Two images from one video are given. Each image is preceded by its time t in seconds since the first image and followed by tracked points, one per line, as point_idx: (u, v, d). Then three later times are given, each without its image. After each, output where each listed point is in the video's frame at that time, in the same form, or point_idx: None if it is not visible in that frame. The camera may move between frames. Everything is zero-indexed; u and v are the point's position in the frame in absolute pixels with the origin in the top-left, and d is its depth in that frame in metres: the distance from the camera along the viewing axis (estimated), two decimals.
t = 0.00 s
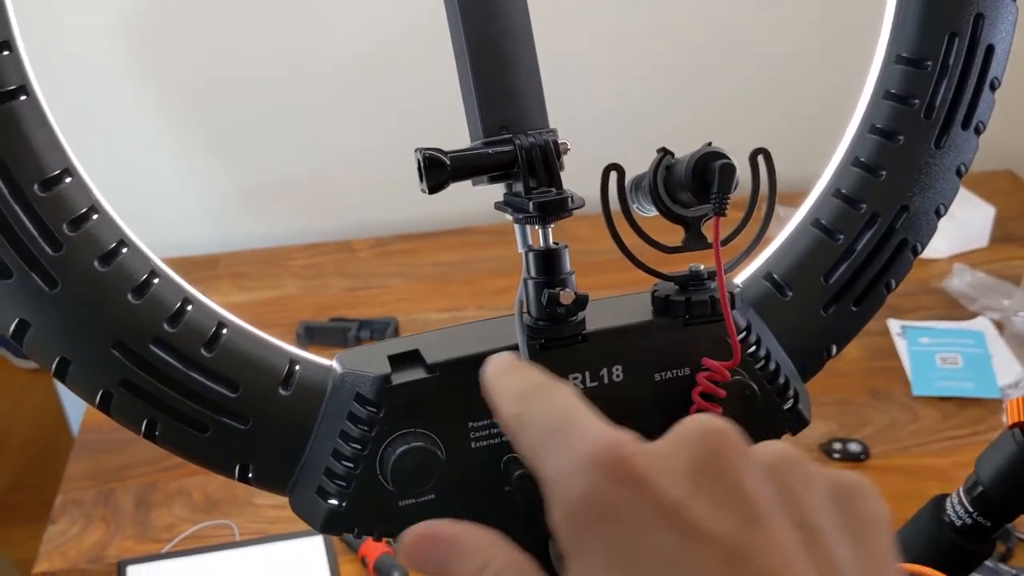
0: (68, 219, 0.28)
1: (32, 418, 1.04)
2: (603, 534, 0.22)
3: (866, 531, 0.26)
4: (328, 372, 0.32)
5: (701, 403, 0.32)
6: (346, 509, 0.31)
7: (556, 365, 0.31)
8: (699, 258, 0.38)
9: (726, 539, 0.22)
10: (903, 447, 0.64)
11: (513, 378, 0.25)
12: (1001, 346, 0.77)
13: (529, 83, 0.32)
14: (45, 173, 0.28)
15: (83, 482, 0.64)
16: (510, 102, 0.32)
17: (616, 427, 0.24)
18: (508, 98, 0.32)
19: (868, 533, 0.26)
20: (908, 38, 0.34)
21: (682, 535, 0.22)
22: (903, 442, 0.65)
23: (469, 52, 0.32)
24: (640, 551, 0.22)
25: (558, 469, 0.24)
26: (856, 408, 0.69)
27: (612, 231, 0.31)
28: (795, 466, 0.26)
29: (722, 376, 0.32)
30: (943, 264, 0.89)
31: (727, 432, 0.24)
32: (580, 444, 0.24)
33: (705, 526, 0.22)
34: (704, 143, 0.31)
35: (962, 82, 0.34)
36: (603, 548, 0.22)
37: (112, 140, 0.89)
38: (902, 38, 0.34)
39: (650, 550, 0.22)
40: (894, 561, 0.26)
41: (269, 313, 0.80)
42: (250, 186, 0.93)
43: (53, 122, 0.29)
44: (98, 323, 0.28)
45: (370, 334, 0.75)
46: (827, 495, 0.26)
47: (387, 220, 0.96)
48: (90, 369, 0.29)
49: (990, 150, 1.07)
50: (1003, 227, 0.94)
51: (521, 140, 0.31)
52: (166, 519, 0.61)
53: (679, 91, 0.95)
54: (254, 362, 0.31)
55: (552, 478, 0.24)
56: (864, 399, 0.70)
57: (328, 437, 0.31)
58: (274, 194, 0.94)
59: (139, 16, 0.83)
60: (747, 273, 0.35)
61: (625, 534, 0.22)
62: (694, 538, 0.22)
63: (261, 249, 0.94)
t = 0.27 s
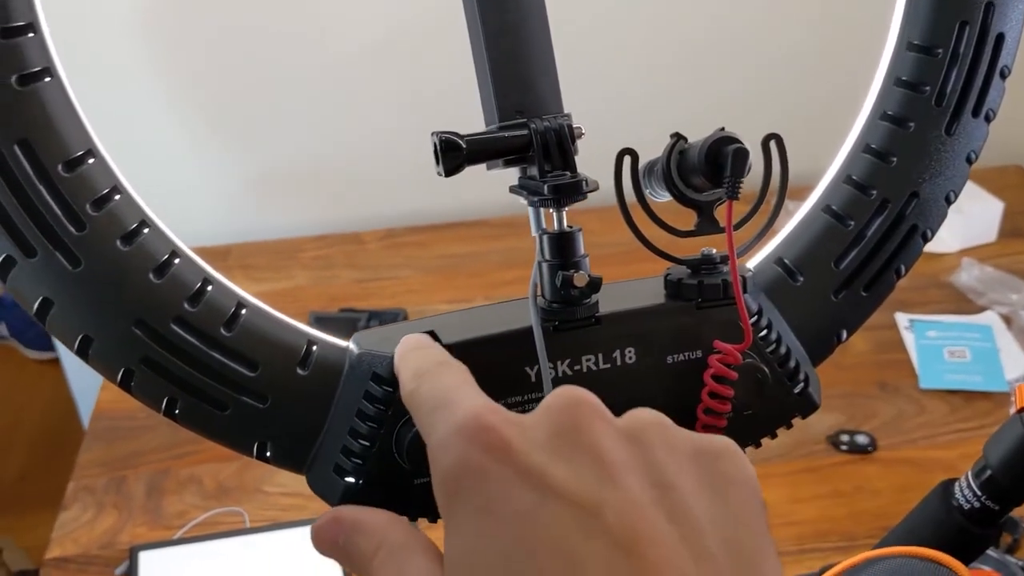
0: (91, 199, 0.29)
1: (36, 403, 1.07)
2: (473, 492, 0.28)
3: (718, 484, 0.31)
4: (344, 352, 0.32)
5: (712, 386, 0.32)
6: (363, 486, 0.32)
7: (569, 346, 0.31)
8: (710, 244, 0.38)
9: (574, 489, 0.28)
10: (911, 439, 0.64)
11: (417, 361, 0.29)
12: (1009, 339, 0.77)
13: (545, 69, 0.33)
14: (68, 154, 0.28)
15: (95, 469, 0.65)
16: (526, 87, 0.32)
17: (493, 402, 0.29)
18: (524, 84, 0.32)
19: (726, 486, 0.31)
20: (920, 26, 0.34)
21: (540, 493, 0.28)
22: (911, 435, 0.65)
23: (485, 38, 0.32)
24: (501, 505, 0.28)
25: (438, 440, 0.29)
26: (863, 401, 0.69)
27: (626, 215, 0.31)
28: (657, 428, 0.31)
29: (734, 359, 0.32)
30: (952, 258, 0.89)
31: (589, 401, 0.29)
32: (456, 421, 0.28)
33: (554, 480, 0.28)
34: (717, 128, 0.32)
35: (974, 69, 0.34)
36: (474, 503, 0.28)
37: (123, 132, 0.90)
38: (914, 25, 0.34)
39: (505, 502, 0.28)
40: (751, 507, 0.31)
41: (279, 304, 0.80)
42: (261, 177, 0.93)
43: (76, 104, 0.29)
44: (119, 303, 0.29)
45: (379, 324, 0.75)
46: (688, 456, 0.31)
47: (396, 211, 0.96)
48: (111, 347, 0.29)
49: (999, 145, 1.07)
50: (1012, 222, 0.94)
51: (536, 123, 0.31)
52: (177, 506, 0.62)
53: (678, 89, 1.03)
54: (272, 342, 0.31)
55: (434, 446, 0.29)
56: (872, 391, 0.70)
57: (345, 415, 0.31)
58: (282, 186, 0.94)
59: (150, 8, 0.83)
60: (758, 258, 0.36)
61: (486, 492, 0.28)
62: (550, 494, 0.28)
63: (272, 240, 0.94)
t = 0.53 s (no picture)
0: (125, 200, 0.29)
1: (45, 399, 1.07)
2: (502, 476, 0.29)
3: (740, 482, 0.31)
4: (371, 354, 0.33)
5: (737, 390, 0.33)
6: (389, 487, 0.32)
7: (596, 349, 0.32)
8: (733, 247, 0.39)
9: (599, 474, 0.29)
10: (925, 441, 0.64)
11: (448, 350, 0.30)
12: None
13: (573, 72, 0.33)
14: (103, 155, 0.29)
15: (110, 464, 0.66)
16: (554, 91, 0.32)
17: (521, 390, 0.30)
18: (552, 87, 0.32)
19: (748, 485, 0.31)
20: (948, 31, 0.34)
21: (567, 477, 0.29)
22: (926, 437, 0.65)
23: (514, 41, 0.32)
24: (530, 489, 0.28)
25: (468, 425, 0.29)
26: (878, 402, 0.69)
27: (653, 218, 0.32)
28: (680, 423, 0.31)
29: (759, 363, 0.32)
30: (967, 259, 0.89)
31: (617, 394, 0.30)
32: (487, 406, 0.29)
33: (580, 465, 0.29)
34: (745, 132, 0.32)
35: (1002, 75, 0.34)
36: (503, 487, 0.28)
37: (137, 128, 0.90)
38: (942, 31, 0.34)
39: (531, 487, 0.28)
40: (771, 507, 0.31)
41: (293, 299, 0.81)
42: (275, 173, 0.93)
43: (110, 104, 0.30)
44: (152, 304, 0.29)
45: (393, 321, 0.75)
46: (712, 452, 0.31)
47: (409, 207, 0.97)
48: (142, 347, 0.30)
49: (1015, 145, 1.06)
50: None
51: (565, 127, 0.31)
52: (192, 501, 0.62)
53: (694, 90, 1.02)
54: (301, 343, 0.32)
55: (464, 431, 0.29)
56: (886, 392, 0.70)
57: (372, 416, 0.32)
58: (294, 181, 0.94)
59: (166, 3, 0.84)
60: (783, 262, 0.36)
61: (514, 475, 0.28)
62: (577, 479, 0.29)
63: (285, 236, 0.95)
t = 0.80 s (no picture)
0: (130, 207, 0.29)
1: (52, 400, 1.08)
2: (475, 406, 0.27)
3: (725, 414, 0.29)
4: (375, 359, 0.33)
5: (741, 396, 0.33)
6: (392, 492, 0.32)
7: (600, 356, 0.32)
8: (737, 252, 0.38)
9: (573, 401, 0.27)
10: (929, 444, 0.64)
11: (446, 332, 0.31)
12: None
13: (578, 78, 0.33)
14: (108, 162, 0.29)
15: (114, 463, 0.66)
16: (559, 97, 0.33)
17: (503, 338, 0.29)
18: (557, 93, 0.33)
19: (730, 416, 0.28)
20: (952, 38, 0.34)
21: (540, 405, 0.27)
22: (930, 439, 0.65)
23: (519, 47, 0.32)
24: (502, 414, 0.27)
25: (448, 371, 0.29)
26: (882, 405, 0.69)
27: (656, 224, 0.32)
28: (657, 360, 0.29)
29: (763, 369, 0.32)
30: (972, 261, 0.88)
31: (590, 331, 0.29)
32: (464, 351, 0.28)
33: (554, 392, 0.27)
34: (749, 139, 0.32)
35: (1006, 81, 0.34)
36: (476, 417, 0.27)
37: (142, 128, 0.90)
38: (946, 38, 0.34)
39: (505, 413, 0.27)
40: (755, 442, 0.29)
41: (298, 300, 0.81)
42: (281, 173, 0.94)
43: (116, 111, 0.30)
44: (157, 310, 0.29)
45: (397, 322, 0.75)
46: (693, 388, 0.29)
47: (413, 208, 0.97)
48: (147, 352, 0.30)
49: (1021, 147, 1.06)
50: None
51: (569, 134, 0.31)
52: (195, 501, 0.63)
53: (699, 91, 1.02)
54: (305, 348, 0.32)
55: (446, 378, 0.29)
56: (890, 395, 0.70)
57: (376, 421, 0.32)
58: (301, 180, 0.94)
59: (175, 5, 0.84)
60: (786, 266, 0.36)
61: (487, 404, 0.27)
62: (550, 404, 0.27)
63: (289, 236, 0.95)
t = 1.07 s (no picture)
0: (147, 208, 0.29)
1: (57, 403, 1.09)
2: (498, 440, 0.28)
3: (738, 437, 0.30)
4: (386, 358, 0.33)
5: (745, 395, 0.33)
6: (403, 489, 0.32)
7: (607, 355, 0.32)
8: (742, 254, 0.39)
9: (591, 429, 0.28)
10: (931, 444, 0.65)
11: (456, 339, 0.31)
12: None
13: (586, 81, 0.33)
14: (125, 164, 0.29)
15: (121, 462, 0.66)
16: (567, 100, 0.33)
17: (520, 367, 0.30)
18: (565, 97, 0.33)
19: (745, 439, 0.30)
20: (955, 42, 0.35)
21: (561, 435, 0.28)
22: (931, 439, 0.65)
23: (528, 51, 0.33)
24: (524, 446, 0.28)
25: (469, 403, 0.29)
26: (883, 404, 0.69)
27: (662, 226, 0.32)
28: (673, 387, 0.31)
29: (767, 369, 0.33)
30: (973, 262, 0.89)
31: (606, 361, 0.30)
32: (485, 384, 0.29)
33: (573, 423, 0.28)
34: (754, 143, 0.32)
35: (1008, 86, 0.34)
36: (500, 450, 0.28)
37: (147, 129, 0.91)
38: (949, 42, 0.35)
39: (528, 446, 0.28)
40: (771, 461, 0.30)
41: (303, 300, 0.81)
42: (285, 174, 0.94)
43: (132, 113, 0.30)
44: (173, 310, 0.30)
45: (401, 322, 0.76)
46: (707, 413, 0.30)
47: (417, 208, 0.97)
48: (162, 351, 0.30)
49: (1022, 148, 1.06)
50: None
51: (577, 137, 0.32)
52: (202, 499, 0.63)
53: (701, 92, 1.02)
54: (317, 347, 0.33)
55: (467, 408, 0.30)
56: (892, 395, 0.70)
57: (387, 419, 0.32)
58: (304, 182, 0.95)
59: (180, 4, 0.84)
60: (790, 268, 0.36)
61: (509, 437, 0.28)
62: (569, 435, 0.28)
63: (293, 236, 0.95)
